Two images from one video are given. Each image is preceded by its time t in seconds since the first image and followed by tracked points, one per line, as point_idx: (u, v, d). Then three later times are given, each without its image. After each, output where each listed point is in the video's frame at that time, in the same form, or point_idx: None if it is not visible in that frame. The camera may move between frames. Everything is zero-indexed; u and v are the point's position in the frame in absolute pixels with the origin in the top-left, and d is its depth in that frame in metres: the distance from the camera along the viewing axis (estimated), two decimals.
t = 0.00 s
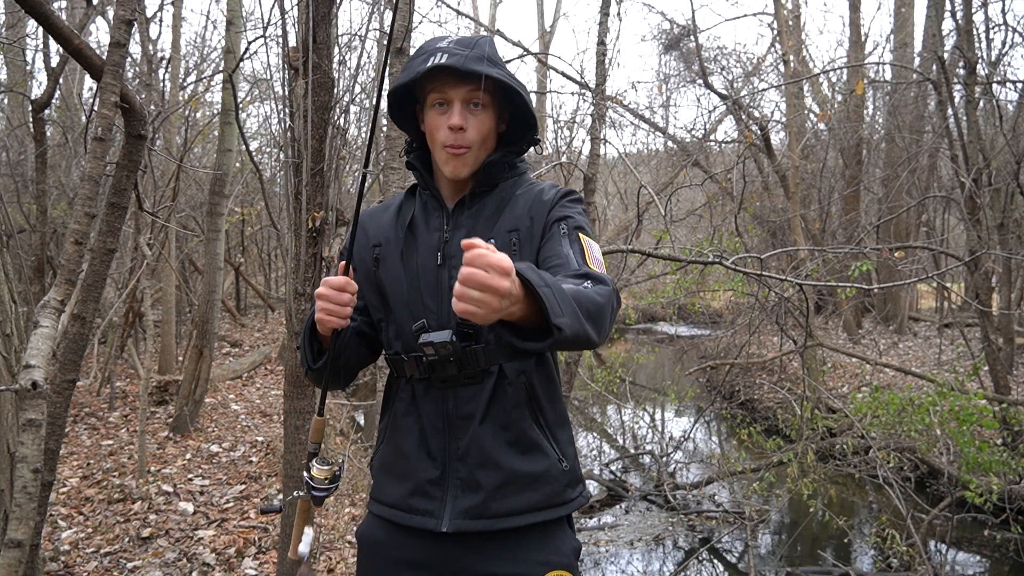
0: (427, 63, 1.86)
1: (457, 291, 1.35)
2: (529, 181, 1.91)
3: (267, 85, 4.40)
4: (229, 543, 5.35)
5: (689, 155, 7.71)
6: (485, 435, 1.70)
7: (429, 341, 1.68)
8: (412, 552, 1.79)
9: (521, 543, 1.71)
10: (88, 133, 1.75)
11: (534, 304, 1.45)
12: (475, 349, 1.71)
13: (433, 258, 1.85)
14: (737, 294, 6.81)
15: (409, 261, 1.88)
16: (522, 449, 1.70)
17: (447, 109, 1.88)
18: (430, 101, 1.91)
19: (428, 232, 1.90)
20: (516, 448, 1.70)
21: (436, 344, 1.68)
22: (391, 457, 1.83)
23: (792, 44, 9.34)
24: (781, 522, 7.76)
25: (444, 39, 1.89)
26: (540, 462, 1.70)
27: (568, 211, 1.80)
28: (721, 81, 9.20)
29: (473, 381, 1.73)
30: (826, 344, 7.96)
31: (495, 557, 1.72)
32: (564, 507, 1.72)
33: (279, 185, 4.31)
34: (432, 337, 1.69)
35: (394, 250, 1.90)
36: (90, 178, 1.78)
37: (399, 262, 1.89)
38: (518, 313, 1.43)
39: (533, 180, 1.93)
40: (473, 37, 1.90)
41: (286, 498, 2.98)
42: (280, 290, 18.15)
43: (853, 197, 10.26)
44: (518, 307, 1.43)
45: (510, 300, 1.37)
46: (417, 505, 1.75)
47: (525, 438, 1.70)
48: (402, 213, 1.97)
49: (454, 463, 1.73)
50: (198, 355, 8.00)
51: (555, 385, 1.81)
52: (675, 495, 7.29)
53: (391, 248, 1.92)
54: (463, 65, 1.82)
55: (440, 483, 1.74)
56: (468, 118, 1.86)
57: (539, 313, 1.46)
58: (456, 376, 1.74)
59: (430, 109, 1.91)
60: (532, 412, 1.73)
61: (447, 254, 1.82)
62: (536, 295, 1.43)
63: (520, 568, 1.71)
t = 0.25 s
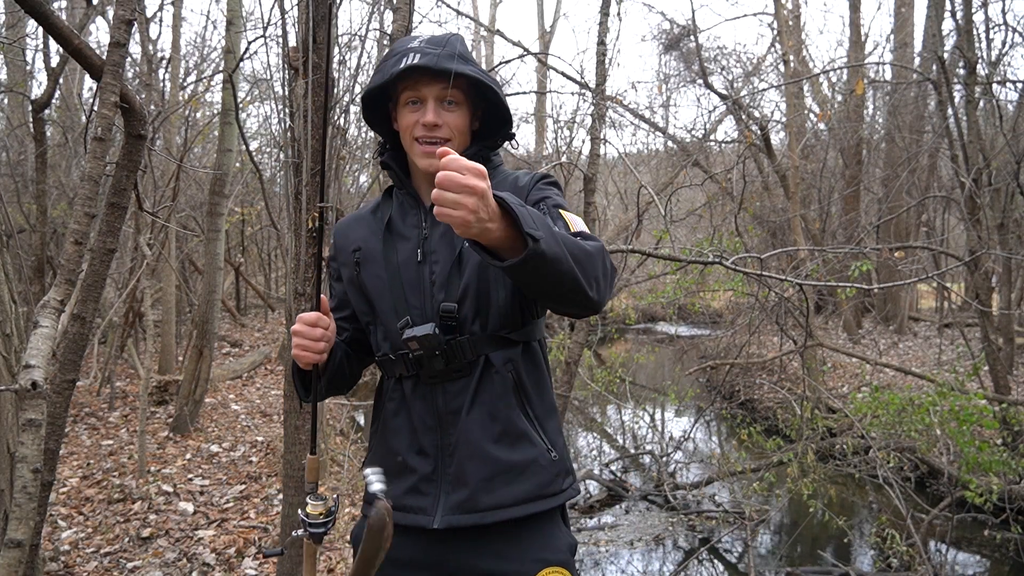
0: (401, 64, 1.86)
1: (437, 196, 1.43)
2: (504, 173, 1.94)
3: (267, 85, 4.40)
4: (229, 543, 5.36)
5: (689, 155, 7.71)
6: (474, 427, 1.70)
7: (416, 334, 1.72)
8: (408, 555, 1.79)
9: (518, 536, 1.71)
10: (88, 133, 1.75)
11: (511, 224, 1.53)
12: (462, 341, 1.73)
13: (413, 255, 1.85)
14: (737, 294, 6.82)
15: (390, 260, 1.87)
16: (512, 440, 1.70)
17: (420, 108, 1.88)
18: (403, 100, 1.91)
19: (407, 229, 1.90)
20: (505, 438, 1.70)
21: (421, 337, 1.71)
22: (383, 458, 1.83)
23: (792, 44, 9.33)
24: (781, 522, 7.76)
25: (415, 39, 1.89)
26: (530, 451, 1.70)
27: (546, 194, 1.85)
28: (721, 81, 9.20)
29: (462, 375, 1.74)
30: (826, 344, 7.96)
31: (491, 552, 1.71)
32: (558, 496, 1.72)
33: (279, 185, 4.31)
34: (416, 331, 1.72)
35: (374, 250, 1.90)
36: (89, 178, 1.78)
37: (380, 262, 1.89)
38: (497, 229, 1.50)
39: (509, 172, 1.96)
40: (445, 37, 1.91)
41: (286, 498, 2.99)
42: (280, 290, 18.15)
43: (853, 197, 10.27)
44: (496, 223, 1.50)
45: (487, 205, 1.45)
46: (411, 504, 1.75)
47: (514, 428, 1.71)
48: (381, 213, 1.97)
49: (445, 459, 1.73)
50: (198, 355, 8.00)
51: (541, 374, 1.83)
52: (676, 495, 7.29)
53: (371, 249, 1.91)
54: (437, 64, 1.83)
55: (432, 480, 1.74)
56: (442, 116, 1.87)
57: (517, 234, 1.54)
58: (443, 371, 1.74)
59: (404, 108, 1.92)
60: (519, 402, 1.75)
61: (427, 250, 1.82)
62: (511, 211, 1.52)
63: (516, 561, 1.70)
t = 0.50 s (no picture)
0: (384, 71, 1.85)
1: (448, 189, 1.46)
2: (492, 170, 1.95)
3: (267, 85, 4.40)
4: (229, 543, 5.35)
5: (689, 155, 7.72)
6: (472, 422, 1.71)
7: (413, 330, 1.72)
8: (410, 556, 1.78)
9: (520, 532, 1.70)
10: (88, 133, 1.75)
11: (519, 216, 1.56)
12: (458, 337, 1.74)
13: (406, 256, 1.85)
14: (737, 294, 6.82)
15: (382, 262, 1.88)
16: (511, 434, 1.70)
17: (406, 113, 1.87)
18: (387, 105, 1.90)
19: (397, 230, 1.91)
20: (504, 432, 1.70)
21: (418, 333, 1.72)
22: (382, 460, 1.82)
23: (792, 44, 9.33)
24: (781, 522, 7.76)
25: (399, 44, 1.87)
26: (530, 443, 1.70)
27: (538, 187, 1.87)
28: (720, 81, 9.19)
29: (458, 371, 1.75)
30: (826, 344, 7.96)
31: (494, 550, 1.69)
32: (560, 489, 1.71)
33: (279, 185, 4.31)
34: (413, 328, 1.73)
35: (366, 253, 1.91)
36: (90, 178, 1.78)
37: (373, 265, 1.89)
38: (507, 220, 1.53)
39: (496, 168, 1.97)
40: (425, 40, 1.90)
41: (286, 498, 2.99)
42: (280, 290, 18.15)
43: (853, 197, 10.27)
44: (505, 215, 1.53)
45: (498, 197, 1.48)
46: (411, 503, 1.74)
47: (513, 422, 1.71)
48: (370, 216, 1.98)
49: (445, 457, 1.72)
50: (198, 355, 8.00)
51: (538, 367, 1.83)
52: (676, 495, 7.28)
53: (363, 252, 1.92)
54: (422, 70, 1.82)
55: (433, 479, 1.73)
56: (428, 122, 1.86)
57: (525, 225, 1.57)
58: (440, 368, 1.75)
59: (388, 114, 1.90)
60: (517, 394, 1.75)
61: (420, 249, 1.83)
62: (518, 202, 1.55)
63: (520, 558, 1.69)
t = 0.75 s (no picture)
0: (389, 96, 1.79)
1: (509, 190, 1.54)
2: (488, 169, 1.95)
3: (267, 85, 4.40)
4: (229, 543, 5.36)
5: (689, 155, 7.72)
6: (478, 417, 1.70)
7: (421, 329, 1.73)
8: (416, 554, 1.78)
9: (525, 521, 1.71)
10: (88, 133, 1.74)
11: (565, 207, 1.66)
12: (463, 334, 1.74)
13: (405, 253, 1.84)
14: (737, 294, 6.83)
15: (380, 260, 1.86)
16: (517, 428, 1.71)
17: (411, 136, 1.84)
18: (389, 125, 1.85)
19: (394, 228, 1.89)
20: (511, 426, 1.71)
21: (427, 330, 1.72)
22: (383, 460, 1.80)
23: (792, 44, 9.33)
24: (781, 522, 7.76)
25: (399, 63, 1.80)
26: (536, 435, 1.72)
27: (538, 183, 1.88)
28: (720, 81, 9.19)
29: (463, 368, 1.75)
30: (826, 343, 7.96)
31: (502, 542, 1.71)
32: (565, 480, 1.73)
33: (278, 185, 4.31)
34: (420, 326, 1.74)
35: (364, 252, 1.89)
36: (89, 178, 1.77)
37: (371, 263, 1.87)
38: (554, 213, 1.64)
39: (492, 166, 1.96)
40: (427, 54, 1.83)
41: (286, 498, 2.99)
42: (280, 290, 18.16)
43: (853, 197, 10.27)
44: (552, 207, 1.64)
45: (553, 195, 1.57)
46: (417, 502, 1.73)
47: (518, 416, 1.72)
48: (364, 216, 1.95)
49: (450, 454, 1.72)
50: (198, 355, 8.01)
51: (539, 361, 1.84)
52: (676, 495, 7.27)
53: (360, 250, 1.90)
54: (429, 97, 1.77)
55: (437, 477, 1.72)
56: (434, 145, 1.84)
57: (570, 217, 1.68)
58: (446, 365, 1.74)
59: (391, 134, 1.86)
60: (521, 389, 1.76)
61: (420, 247, 1.83)
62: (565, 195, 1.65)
63: (525, 549, 1.71)
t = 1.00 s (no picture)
0: (413, 92, 1.75)
1: (560, 164, 1.57)
2: (495, 165, 1.95)
3: (267, 85, 4.40)
4: (229, 543, 5.36)
5: (689, 155, 7.72)
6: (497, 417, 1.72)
7: (443, 331, 1.72)
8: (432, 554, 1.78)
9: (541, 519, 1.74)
10: (88, 132, 1.74)
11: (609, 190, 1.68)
12: (482, 334, 1.75)
13: (418, 251, 1.82)
14: (737, 294, 6.83)
15: (393, 258, 1.84)
16: (536, 426, 1.74)
17: (431, 133, 1.81)
18: (409, 121, 1.81)
19: (405, 224, 1.86)
20: (531, 424, 1.73)
21: (447, 333, 1.72)
22: (396, 462, 1.78)
23: (792, 44, 9.32)
24: (781, 522, 7.76)
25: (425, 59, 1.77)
26: (553, 431, 1.75)
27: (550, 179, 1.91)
28: (721, 81, 9.19)
29: (480, 368, 1.76)
30: (826, 343, 7.96)
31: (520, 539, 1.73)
32: (580, 474, 1.78)
33: (278, 185, 4.31)
34: (441, 328, 1.72)
35: (375, 249, 1.85)
36: (90, 178, 1.77)
37: (383, 261, 1.84)
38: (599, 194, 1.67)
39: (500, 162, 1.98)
40: (452, 52, 1.80)
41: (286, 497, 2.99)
42: (280, 290, 18.17)
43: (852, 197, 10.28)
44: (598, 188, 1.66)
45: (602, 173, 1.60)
46: (436, 504, 1.73)
47: (536, 413, 1.75)
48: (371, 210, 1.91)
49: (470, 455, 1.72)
50: (198, 355, 8.01)
51: (552, 357, 1.88)
52: (676, 495, 7.27)
53: (370, 247, 1.86)
54: (455, 96, 1.75)
55: (457, 479, 1.73)
56: (455, 144, 1.82)
57: (613, 200, 1.69)
58: (463, 366, 1.74)
59: (409, 129, 1.83)
60: (537, 387, 1.78)
61: (434, 246, 1.81)
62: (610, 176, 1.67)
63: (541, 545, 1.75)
